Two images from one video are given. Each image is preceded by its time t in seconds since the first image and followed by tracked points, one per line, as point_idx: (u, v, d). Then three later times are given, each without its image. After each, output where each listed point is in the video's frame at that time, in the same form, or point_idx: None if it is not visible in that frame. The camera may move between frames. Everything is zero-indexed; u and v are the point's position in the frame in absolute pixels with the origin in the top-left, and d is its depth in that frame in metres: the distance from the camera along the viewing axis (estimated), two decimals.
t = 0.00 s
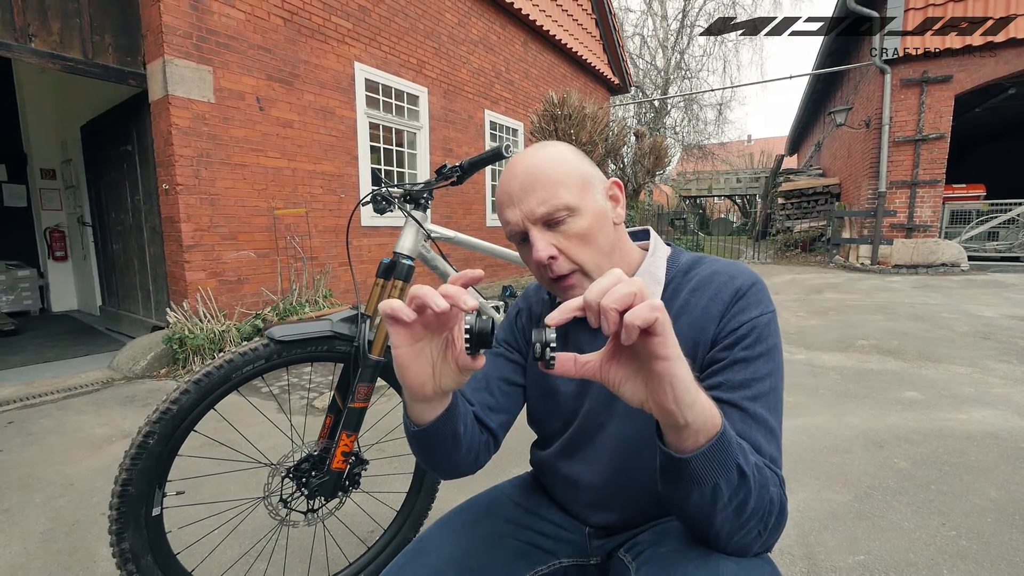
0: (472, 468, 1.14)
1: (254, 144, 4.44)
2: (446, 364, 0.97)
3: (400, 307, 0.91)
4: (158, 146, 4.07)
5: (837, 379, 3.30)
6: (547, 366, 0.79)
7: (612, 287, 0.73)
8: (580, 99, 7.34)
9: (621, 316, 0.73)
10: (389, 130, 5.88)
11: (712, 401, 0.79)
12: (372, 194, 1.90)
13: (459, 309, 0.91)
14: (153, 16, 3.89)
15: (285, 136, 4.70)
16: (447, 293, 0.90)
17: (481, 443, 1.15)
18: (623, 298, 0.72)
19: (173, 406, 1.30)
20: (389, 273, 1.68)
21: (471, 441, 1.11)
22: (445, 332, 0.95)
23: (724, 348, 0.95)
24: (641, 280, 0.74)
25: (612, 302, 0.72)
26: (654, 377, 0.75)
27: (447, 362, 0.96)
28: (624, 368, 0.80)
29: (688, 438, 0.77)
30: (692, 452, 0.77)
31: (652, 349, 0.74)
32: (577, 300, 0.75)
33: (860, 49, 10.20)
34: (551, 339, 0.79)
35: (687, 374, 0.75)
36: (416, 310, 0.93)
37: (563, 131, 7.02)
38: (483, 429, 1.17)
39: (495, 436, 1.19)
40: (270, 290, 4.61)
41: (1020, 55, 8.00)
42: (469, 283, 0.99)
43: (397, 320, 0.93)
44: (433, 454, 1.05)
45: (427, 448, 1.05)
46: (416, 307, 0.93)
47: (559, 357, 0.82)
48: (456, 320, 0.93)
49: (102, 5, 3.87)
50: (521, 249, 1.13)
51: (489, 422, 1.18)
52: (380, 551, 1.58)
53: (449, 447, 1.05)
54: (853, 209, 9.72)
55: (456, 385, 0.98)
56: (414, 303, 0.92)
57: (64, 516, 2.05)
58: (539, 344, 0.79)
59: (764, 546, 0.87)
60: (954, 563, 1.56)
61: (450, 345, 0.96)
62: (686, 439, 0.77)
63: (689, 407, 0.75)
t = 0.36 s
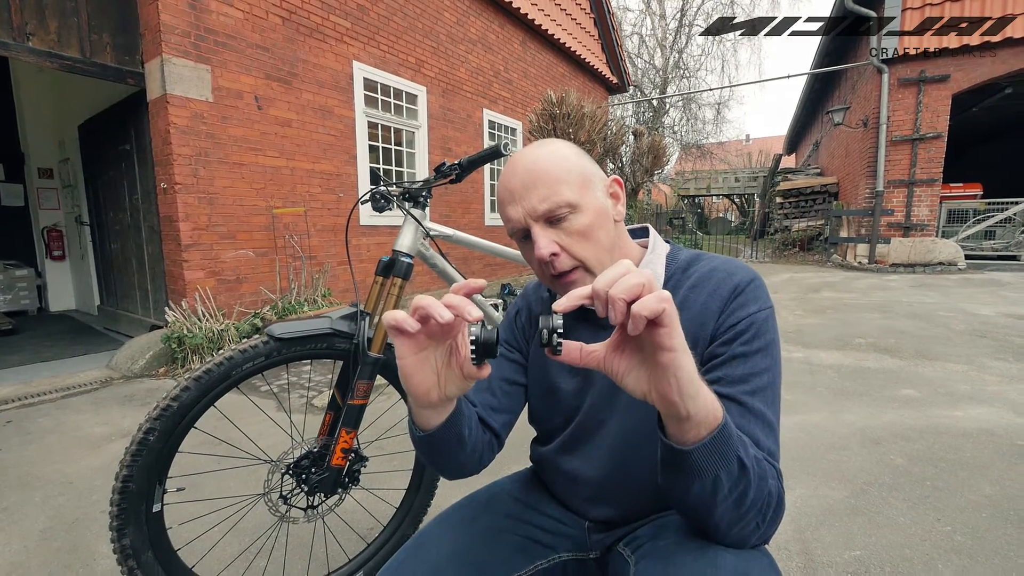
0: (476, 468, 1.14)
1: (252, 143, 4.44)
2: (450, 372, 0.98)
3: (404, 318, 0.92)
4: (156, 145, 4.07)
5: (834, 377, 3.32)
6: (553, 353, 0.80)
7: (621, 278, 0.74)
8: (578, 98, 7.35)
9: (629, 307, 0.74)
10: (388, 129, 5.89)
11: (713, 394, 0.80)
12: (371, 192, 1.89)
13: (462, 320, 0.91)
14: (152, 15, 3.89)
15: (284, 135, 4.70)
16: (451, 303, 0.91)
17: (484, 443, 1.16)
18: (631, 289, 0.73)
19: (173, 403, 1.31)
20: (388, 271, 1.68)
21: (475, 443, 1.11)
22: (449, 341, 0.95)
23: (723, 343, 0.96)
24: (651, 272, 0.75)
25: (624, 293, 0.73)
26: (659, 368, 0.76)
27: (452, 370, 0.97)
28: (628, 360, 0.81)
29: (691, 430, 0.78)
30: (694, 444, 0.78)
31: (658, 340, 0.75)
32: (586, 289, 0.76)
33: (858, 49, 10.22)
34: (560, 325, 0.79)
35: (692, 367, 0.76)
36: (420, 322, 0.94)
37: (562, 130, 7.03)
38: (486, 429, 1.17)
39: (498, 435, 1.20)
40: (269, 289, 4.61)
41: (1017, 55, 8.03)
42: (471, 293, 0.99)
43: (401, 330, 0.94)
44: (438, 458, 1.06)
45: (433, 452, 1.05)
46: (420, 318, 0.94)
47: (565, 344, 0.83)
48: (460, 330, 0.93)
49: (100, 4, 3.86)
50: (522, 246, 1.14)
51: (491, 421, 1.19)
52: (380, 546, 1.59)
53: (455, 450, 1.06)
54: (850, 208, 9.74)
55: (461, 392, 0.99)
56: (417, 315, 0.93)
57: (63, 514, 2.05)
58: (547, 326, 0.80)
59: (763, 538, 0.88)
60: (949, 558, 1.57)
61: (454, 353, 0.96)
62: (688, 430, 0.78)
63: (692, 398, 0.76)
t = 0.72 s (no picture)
0: (471, 462, 1.15)
1: (250, 143, 4.44)
2: (445, 358, 0.98)
3: (400, 301, 0.93)
4: (154, 145, 4.07)
5: (830, 376, 3.33)
6: (545, 358, 0.81)
7: (606, 281, 0.75)
8: (576, 99, 7.36)
9: (616, 308, 0.75)
10: (386, 128, 5.89)
11: (704, 391, 0.81)
12: (370, 192, 1.91)
13: (457, 304, 0.93)
14: (150, 14, 3.88)
15: (282, 134, 4.70)
16: (446, 286, 0.92)
17: (480, 438, 1.17)
18: (617, 291, 0.74)
19: (172, 401, 1.31)
20: (386, 270, 1.69)
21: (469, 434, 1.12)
22: (443, 327, 0.97)
23: (717, 342, 0.97)
24: (636, 273, 0.76)
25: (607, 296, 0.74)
26: (649, 366, 0.77)
27: (446, 356, 0.98)
28: (619, 358, 0.82)
29: (681, 428, 0.79)
30: (685, 441, 0.79)
31: (647, 339, 0.76)
32: (574, 294, 0.77)
33: (854, 49, 10.26)
34: (549, 335, 0.80)
35: (680, 364, 0.76)
36: (415, 306, 0.95)
37: (559, 130, 7.05)
38: (482, 424, 1.18)
39: (494, 431, 1.21)
40: (267, 288, 4.61)
41: (1013, 55, 8.10)
42: (466, 279, 1.00)
43: (396, 315, 0.95)
44: (431, 448, 1.07)
45: (427, 441, 1.06)
46: (415, 301, 0.94)
47: (557, 349, 0.84)
48: (454, 314, 0.95)
49: (98, 3, 3.86)
50: (518, 244, 1.14)
51: (487, 417, 1.20)
52: (378, 544, 1.60)
53: (449, 441, 1.07)
54: (847, 208, 9.78)
55: (456, 378, 1.00)
56: (413, 297, 0.94)
57: (62, 513, 2.05)
58: (537, 337, 0.81)
59: (754, 534, 0.89)
60: (942, 555, 1.59)
61: (448, 339, 0.97)
62: (679, 428, 0.79)
63: (682, 397, 0.77)
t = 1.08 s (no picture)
0: (469, 464, 1.16)
1: (248, 143, 4.44)
2: (443, 366, 0.99)
3: (397, 311, 0.94)
4: (152, 145, 4.06)
5: (827, 376, 3.35)
6: (543, 355, 0.82)
7: (607, 280, 0.76)
8: (574, 99, 7.38)
9: (616, 307, 0.75)
10: (384, 129, 5.89)
11: (699, 390, 0.81)
12: (368, 192, 1.91)
13: (454, 312, 0.93)
14: (147, 14, 3.88)
15: (280, 135, 4.70)
16: (443, 295, 0.93)
17: (479, 440, 1.17)
18: (617, 291, 0.74)
19: (171, 402, 1.31)
20: (384, 271, 1.69)
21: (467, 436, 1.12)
22: (442, 334, 0.98)
23: (713, 342, 0.98)
24: (637, 273, 0.76)
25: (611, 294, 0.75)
26: (647, 366, 0.78)
27: (444, 364, 0.99)
28: (618, 358, 0.83)
29: (678, 428, 0.80)
30: (681, 441, 0.80)
31: (645, 339, 0.76)
32: (574, 292, 0.78)
33: (851, 50, 10.29)
34: (549, 328, 0.81)
35: (678, 363, 0.77)
36: (413, 316, 0.95)
37: (557, 131, 7.06)
38: (481, 426, 1.19)
39: (493, 433, 1.21)
40: (265, 289, 4.61)
41: (1008, 56, 8.14)
42: (463, 287, 1.02)
43: (395, 324, 0.96)
44: (431, 452, 1.07)
45: (427, 446, 1.06)
46: (413, 311, 0.95)
47: (555, 346, 0.84)
48: (451, 322, 0.96)
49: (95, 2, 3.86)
50: (515, 246, 1.15)
51: (486, 419, 1.20)
52: (377, 545, 1.60)
53: (449, 445, 1.07)
54: (844, 208, 9.81)
55: (454, 385, 1.00)
56: (410, 307, 0.94)
57: (59, 514, 2.05)
58: (536, 330, 0.81)
59: (750, 532, 0.90)
60: (937, 553, 1.60)
61: (447, 347, 0.98)
62: (675, 428, 0.79)
63: (679, 396, 0.77)
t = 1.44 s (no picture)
0: (470, 463, 1.16)
1: (247, 143, 4.44)
2: (446, 364, 0.99)
3: (401, 309, 0.95)
4: (150, 145, 4.06)
5: (825, 375, 3.36)
6: (545, 353, 0.83)
7: (608, 278, 0.77)
8: (572, 99, 7.39)
9: (617, 305, 0.76)
10: (383, 129, 5.89)
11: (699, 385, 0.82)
12: (367, 192, 1.91)
13: (457, 311, 0.94)
14: (145, 14, 3.87)
15: (279, 135, 4.70)
16: (447, 294, 0.94)
17: (480, 439, 1.18)
18: (618, 288, 0.75)
19: (172, 401, 1.32)
20: (384, 270, 1.69)
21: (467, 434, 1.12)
22: (444, 332, 0.98)
23: (712, 339, 0.98)
24: (638, 270, 0.77)
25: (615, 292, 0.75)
26: (647, 363, 0.79)
27: (447, 362, 0.99)
28: (619, 355, 0.83)
29: (678, 423, 0.80)
30: (682, 437, 0.80)
31: (646, 337, 0.77)
32: (576, 290, 0.79)
33: (848, 51, 10.33)
34: (551, 328, 0.82)
35: (679, 360, 0.78)
36: (417, 314, 0.96)
37: (556, 131, 7.07)
38: (481, 425, 1.19)
39: (494, 431, 1.22)
40: (264, 289, 4.61)
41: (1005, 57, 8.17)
42: (467, 285, 1.02)
43: (398, 322, 0.96)
44: (432, 451, 1.08)
45: (431, 445, 1.07)
46: (416, 309, 0.96)
47: (557, 345, 0.85)
48: (455, 321, 0.96)
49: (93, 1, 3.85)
50: (515, 246, 1.16)
51: (487, 418, 1.21)
52: (377, 544, 1.61)
53: (452, 443, 1.08)
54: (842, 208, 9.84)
55: (457, 383, 1.01)
56: (414, 306, 0.95)
57: (58, 514, 2.05)
58: (539, 328, 0.82)
59: (750, 527, 0.91)
60: (934, 550, 1.61)
61: (450, 345, 0.99)
62: (676, 423, 0.80)
63: (680, 392, 0.78)
